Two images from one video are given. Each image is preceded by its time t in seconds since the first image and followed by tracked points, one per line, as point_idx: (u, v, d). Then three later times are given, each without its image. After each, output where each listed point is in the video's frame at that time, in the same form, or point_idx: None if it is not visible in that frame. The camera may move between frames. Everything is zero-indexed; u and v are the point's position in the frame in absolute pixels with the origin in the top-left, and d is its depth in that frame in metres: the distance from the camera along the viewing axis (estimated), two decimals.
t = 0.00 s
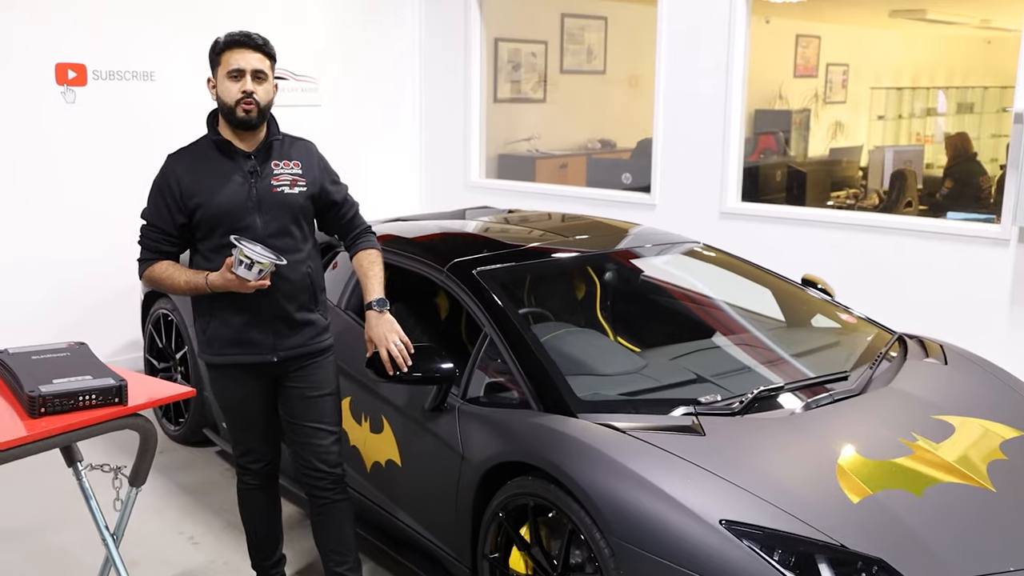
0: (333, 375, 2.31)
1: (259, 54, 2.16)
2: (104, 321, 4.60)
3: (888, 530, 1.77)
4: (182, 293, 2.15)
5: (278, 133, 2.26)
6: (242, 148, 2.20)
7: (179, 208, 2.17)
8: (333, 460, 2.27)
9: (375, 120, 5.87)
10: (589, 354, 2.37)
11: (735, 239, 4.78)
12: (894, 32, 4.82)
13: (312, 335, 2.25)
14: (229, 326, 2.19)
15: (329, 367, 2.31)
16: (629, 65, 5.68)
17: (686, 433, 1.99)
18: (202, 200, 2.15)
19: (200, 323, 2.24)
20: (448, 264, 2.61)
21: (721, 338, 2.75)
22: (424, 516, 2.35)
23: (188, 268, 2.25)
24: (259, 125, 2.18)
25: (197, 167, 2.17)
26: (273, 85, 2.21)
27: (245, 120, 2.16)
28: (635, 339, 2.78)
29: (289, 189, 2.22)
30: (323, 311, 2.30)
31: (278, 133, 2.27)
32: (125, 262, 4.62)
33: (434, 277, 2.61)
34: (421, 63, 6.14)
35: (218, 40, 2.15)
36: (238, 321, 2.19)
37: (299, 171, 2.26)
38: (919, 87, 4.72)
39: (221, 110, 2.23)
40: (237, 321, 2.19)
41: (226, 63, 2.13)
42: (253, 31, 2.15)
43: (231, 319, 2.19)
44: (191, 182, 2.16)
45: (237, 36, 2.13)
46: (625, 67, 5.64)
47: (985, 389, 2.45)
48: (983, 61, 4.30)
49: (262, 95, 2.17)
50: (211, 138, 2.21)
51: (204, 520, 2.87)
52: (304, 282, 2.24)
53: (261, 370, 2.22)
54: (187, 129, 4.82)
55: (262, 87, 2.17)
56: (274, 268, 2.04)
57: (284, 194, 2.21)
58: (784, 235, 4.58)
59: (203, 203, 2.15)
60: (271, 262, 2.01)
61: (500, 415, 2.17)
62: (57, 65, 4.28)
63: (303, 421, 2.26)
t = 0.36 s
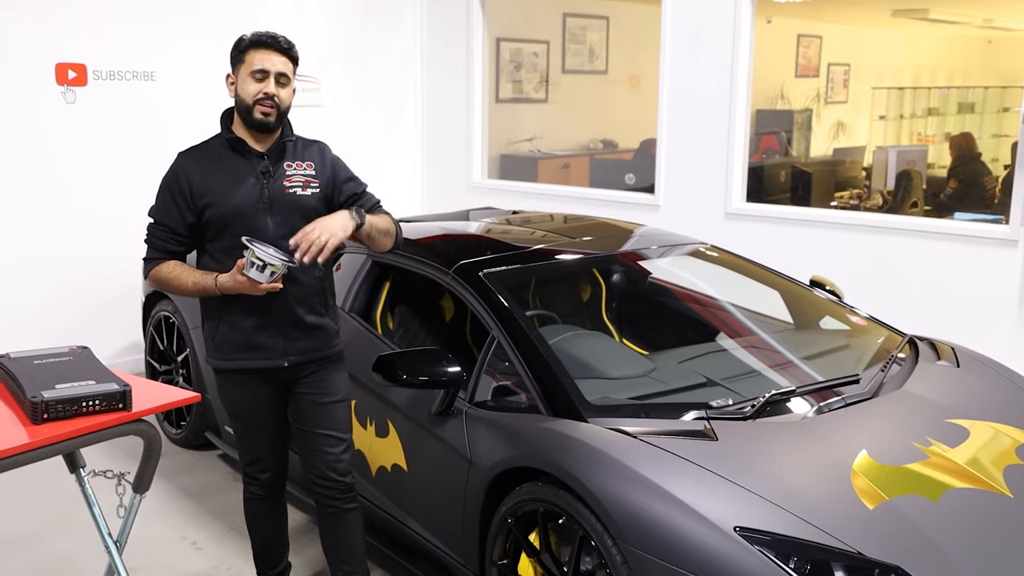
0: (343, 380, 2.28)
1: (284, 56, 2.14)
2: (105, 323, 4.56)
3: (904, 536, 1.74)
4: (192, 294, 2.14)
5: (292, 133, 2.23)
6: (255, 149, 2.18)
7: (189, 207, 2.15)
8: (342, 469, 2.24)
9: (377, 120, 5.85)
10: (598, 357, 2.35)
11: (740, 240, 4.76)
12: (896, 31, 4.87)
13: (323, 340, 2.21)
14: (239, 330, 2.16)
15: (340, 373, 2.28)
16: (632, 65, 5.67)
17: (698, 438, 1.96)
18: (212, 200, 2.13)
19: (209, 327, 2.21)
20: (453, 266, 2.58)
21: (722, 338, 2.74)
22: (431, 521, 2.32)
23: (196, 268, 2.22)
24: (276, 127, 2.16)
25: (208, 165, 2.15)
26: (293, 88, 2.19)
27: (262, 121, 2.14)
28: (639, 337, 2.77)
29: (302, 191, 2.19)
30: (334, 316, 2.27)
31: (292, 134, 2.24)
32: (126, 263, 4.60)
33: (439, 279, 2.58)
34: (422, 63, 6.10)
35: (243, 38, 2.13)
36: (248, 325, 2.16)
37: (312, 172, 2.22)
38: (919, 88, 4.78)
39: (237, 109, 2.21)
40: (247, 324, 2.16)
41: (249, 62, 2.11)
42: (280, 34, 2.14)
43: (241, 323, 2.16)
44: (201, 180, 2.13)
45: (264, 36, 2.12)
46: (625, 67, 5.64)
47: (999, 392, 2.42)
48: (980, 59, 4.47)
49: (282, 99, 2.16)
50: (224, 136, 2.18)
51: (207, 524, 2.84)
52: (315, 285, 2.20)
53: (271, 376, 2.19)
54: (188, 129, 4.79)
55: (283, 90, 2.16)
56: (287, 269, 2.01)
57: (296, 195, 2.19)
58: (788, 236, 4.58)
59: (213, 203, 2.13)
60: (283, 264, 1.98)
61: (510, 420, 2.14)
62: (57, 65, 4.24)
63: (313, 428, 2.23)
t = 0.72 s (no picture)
0: (347, 396, 2.23)
1: (292, 58, 2.12)
2: (98, 326, 4.52)
3: (910, 547, 1.69)
4: (191, 304, 2.09)
5: (299, 138, 2.19)
6: (259, 153, 2.14)
7: (189, 213, 2.11)
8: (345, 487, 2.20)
9: (374, 121, 5.81)
10: (596, 362, 2.30)
11: (740, 242, 4.72)
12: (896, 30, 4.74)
13: (326, 353, 2.17)
14: (239, 341, 2.12)
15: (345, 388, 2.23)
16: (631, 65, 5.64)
17: (699, 446, 1.92)
18: (213, 205, 2.08)
19: (209, 337, 2.18)
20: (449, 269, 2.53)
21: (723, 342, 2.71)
22: (428, 532, 2.28)
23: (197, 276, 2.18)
24: (282, 130, 2.12)
25: (211, 170, 2.10)
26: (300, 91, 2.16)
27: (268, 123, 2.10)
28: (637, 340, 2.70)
29: (307, 198, 2.14)
30: (338, 327, 2.22)
31: (299, 138, 2.19)
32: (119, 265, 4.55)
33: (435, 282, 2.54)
34: (419, 64, 6.06)
35: (250, 38, 2.11)
36: (248, 336, 2.12)
37: (319, 178, 2.17)
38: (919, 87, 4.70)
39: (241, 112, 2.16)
40: (246, 336, 2.12)
41: (256, 62, 2.09)
42: (287, 34, 2.12)
43: (241, 334, 2.12)
44: (203, 185, 2.09)
45: (271, 36, 2.10)
46: (625, 66, 5.59)
47: (1005, 397, 2.38)
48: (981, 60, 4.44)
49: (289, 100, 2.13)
50: (228, 140, 2.14)
51: (199, 531, 2.80)
52: (317, 295, 2.15)
53: (271, 389, 2.15)
54: (182, 129, 4.75)
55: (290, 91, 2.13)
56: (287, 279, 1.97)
57: (301, 202, 2.13)
58: (788, 236, 4.54)
59: (214, 208, 2.08)
60: (283, 273, 1.94)
61: (506, 427, 2.09)
62: (49, 65, 4.20)
63: (315, 444, 2.19)
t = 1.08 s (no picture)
0: (351, 417, 2.15)
1: (311, 59, 2.06)
2: (85, 331, 4.46)
3: (907, 567, 1.63)
4: (190, 315, 2.02)
5: (313, 146, 2.12)
6: (271, 158, 2.07)
7: (192, 218, 2.04)
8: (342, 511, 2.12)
9: (365, 122, 5.75)
10: (586, 372, 2.25)
11: (735, 245, 4.67)
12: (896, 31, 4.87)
13: (332, 372, 2.09)
14: (239, 358, 2.04)
15: (350, 408, 2.16)
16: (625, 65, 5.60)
17: (689, 460, 1.86)
18: (218, 212, 2.01)
19: (210, 351, 2.10)
20: (435, 276, 2.47)
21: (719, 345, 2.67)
22: (413, 547, 2.22)
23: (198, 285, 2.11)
24: (297, 133, 2.05)
25: (217, 175, 2.03)
26: (316, 95, 2.10)
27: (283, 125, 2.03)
28: (631, 346, 2.71)
29: (318, 210, 2.07)
30: (347, 345, 2.14)
31: (313, 146, 2.12)
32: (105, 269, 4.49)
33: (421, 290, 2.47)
34: (412, 65, 6.00)
35: (267, 37, 2.05)
36: (250, 353, 2.04)
37: (331, 191, 2.10)
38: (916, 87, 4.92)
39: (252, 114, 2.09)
40: (248, 353, 2.04)
41: (273, 62, 2.03)
42: (305, 34, 2.06)
43: (243, 351, 2.04)
44: (208, 191, 2.02)
45: (288, 35, 2.04)
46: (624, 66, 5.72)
47: (1005, 406, 2.32)
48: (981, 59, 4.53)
49: (305, 103, 2.06)
50: (237, 143, 2.07)
51: (181, 543, 2.74)
52: (325, 312, 2.08)
53: (272, 409, 2.07)
54: (168, 131, 4.69)
55: (307, 94, 2.07)
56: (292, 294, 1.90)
57: (311, 214, 2.06)
58: (782, 239, 4.48)
59: (220, 216, 2.01)
60: (288, 287, 1.86)
61: (492, 440, 2.03)
62: (32, 66, 4.13)
63: (314, 466, 2.11)
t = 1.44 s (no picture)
0: (344, 438, 2.01)
1: (309, 58, 1.92)
2: (68, 336, 4.40)
3: None
4: (182, 327, 1.90)
5: (311, 150, 1.97)
6: (264, 163, 1.92)
7: (182, 225, 1.90)
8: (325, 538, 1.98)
9: (355, 125, 5.70)
10: (570, 383, 2.19)
11: (726, 250, 4.61)
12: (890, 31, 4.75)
13: (327, 390, 1.94)
14: (227, 372, 1.89)
15: (344, 428, 2.01)
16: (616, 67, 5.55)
17: (673, 477, 1.79)
18: (207, 218, 1.87)
19: (198, 364, 1.94)
20: (417, 283, 2.40)
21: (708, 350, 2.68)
22: (394, 565, 2.15)
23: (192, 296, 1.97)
24: (291, 137, 1.90)
25: (208, 178, 1.89)
26: (314, 96, 1.95)
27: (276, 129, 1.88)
28: (617, 350, 2.74)
29: (313, 218, 1.92)
30: (344, 362, 1.99)
31: (311, 149, 1.97)
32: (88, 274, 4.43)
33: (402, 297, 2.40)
34: (402, 67, 5.94)
35: (263, 34, 1.91)
36: (238, 368, 1.88)
37: (328, 197, 1.95)
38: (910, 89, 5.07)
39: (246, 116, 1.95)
40: (236, 367, 1.88)
41: (267, 61, 1.88)
42: (304, 31, 1.92)
43: (231, 365, 1.89)
44: (198, 196, 1.87)
45: (286, 32, 1.90)
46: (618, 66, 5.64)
47: (1000, 418, 2.26)
48: (978, 61, 4.67)
49: (301, 106, 1.91)
50: (229, 146, 1.93)
51: (157, 557, 2.67)
52: (318, 325, 1.92)
53: (260, 429, 1.91)
54: (151, 133, 4.65)
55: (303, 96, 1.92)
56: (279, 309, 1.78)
57: (305, 222, 1.91)
58: (773, 243, 4.43)
59: (209, 222, 1.87)
60: (271, 301, 1.74)
61: (473, 454, 1.97)
62: (12, 68, 4.06)
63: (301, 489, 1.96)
